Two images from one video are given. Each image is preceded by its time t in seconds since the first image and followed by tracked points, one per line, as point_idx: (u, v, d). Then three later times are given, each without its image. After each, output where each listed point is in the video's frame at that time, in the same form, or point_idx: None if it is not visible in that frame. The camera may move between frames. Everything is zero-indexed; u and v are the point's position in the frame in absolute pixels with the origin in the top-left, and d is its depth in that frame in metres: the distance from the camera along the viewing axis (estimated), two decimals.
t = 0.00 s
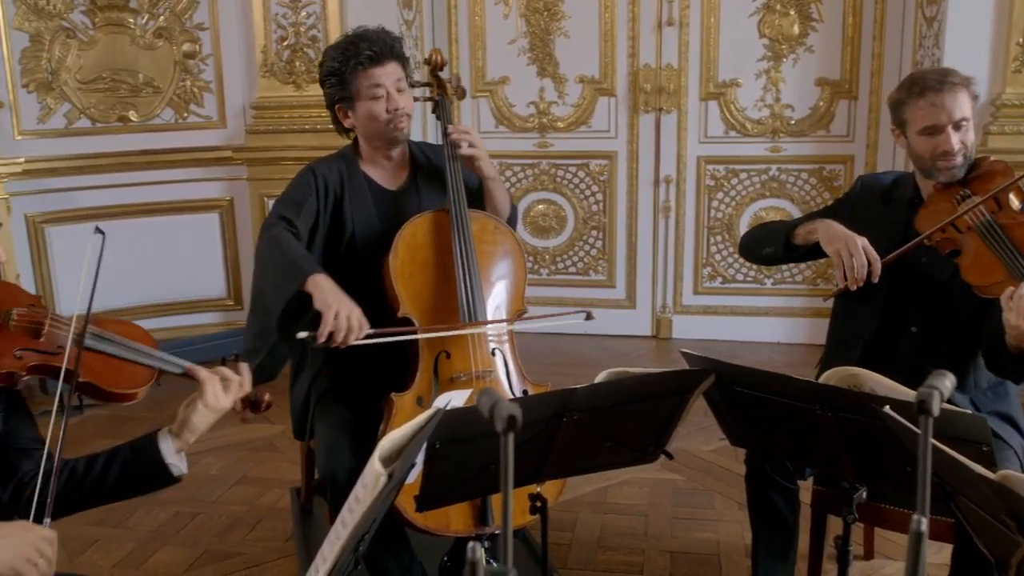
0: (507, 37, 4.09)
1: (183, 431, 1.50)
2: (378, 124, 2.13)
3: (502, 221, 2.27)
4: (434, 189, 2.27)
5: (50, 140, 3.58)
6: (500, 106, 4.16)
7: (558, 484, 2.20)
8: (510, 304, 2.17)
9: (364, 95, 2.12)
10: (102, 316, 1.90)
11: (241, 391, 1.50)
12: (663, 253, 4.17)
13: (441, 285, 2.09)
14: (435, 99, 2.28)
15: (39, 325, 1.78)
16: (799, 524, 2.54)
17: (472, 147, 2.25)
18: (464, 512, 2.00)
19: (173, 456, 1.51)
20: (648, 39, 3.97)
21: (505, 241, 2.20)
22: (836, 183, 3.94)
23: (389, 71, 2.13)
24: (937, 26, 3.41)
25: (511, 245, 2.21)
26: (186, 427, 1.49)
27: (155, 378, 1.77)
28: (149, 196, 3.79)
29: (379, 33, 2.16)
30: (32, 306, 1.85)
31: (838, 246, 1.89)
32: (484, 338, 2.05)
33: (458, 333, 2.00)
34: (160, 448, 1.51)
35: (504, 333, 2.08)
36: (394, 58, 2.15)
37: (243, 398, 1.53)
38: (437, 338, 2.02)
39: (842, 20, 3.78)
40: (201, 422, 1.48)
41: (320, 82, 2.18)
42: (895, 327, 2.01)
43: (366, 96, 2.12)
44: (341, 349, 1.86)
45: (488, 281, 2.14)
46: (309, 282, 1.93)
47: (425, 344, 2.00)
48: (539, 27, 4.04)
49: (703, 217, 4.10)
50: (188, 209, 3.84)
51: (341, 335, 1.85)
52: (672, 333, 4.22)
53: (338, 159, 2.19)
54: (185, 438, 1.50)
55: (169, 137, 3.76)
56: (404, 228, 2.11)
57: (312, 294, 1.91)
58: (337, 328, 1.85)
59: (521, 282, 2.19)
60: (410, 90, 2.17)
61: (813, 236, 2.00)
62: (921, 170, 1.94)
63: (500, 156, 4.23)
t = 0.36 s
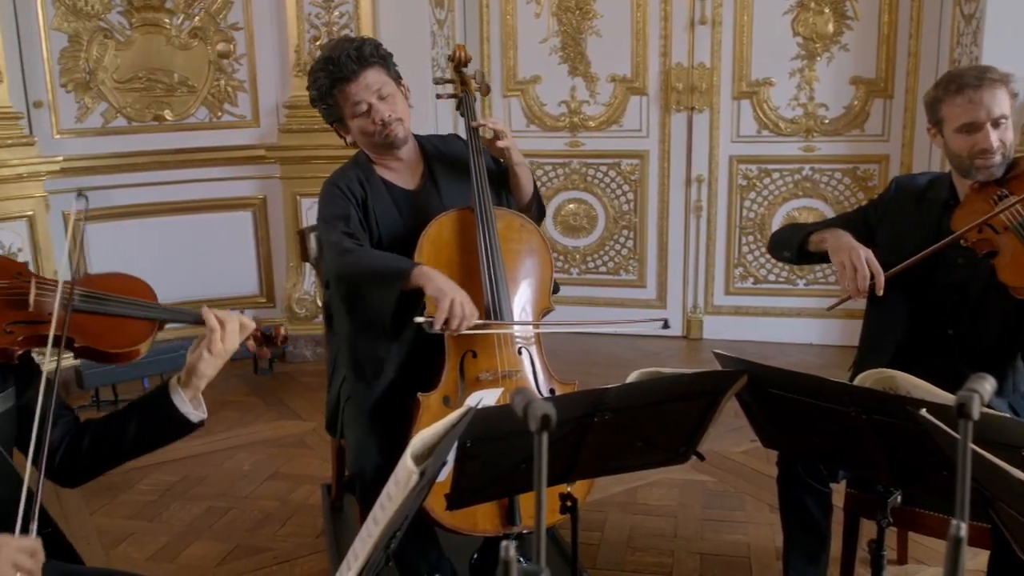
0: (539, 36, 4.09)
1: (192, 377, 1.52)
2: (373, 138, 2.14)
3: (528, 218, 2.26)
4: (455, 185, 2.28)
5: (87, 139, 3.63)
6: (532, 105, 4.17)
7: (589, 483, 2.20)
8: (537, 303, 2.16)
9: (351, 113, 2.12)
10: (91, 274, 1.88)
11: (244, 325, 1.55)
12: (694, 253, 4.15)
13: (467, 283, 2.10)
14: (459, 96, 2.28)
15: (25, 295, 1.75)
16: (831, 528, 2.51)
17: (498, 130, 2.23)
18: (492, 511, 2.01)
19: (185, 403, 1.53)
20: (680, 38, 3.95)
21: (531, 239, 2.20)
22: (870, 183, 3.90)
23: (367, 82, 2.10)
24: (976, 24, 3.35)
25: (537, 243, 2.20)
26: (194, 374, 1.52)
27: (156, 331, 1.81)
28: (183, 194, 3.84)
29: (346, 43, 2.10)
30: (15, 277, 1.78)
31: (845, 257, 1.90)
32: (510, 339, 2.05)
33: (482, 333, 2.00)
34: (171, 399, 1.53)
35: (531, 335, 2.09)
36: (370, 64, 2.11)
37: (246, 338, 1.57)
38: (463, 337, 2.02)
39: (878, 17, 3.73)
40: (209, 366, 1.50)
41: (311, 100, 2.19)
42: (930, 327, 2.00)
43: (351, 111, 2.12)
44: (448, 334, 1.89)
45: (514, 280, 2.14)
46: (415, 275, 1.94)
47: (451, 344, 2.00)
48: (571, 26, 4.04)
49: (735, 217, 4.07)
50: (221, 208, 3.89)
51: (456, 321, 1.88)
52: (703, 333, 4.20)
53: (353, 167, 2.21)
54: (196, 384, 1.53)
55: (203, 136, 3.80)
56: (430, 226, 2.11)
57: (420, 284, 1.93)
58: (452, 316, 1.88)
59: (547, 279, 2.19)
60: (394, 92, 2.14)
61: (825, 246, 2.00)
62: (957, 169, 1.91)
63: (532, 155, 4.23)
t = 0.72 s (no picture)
0: (572, 34, 4.09)
1: (192, 342, 1.56)
2: (403, 139, 2.15)
3: (554, 218, 2.25)
4: (482, 184, 2.27)
5: (125, 137, 3.68)
6: (564, 104, 4.17)
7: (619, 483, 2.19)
8: (564, 302, 2.16)
9: (383, 113, 2.14)
10: (71, 245, 2.21)
11: (238, 281, 1.55)
12: (727, 253, 4.12)
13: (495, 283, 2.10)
14: (486, 96, 2.28)
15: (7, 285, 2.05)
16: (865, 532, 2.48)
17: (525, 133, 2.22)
18: (522, 510, 2.01)
19: (186, 370, 1.57)
20: (714, 36, 3.93)
21: (558, 238, 2.19)
22: (907, 183, 3.84)
23: (402, 84, 2.11)
24: (1018, 21, 3.29)
25: (564, 242, 2.20)
26: (193, 341, 1.55)
27: (139, 302, 2.22)
28: (218, 192, 3.88)
29: (386, 44, 2.12)
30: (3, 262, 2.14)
31: (856, 270, 1.96)
32: (536, 335, 2.05)
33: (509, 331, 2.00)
34: (171, 363, 1.56)
35: (558, 329, 2.08)
36: (407, 66, 2.12)
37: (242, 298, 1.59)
38: (489, 337, 2.02)
39: (916, 15, 3.68)
40: (207, 333, 1.54)
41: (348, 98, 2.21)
42: (972, 329, 1.95)
43: (385, 113, 2.14)
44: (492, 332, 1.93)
45: (541, 279, 2.14)
46: (451, 279, 1.97)
47: (478, 343, 2.01)
48: (604, 25, 4.03)
49: (769, 217, 4.04)
50: (256, 205, 3.93)
51: (500, 320, 1.91)
52: (736, 333, 4.17)
53: (380, 167, 2.22)
54: (195, 350, 1.56)
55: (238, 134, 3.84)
56: (456, 226, 2.12)
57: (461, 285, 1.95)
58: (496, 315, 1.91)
59: (573, 276, 2.19)
60: (429, 97, 2.15)
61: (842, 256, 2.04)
62: (994, 167, 1.88)
63: (564, 154, 4.23)
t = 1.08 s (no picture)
0: (605, 33, 4.08)
1: (269, 379, 1.50)
2: (469, 124, 2.15)
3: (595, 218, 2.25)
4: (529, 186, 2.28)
5: (162, 136, 3.73)
6: (596, 103, 4.16)
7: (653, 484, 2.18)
8: (605, 302, 2.16)
9: (460, 94, 2.14)
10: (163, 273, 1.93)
11: (323, 327, 1.50)
12: (759, 253, 4.09)
13: (536, 281, 2.10)
14: (532, 96, 2.28)
15: (109, 301, 1.65)
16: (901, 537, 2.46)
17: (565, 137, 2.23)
18: (555, 508, 2.01)
19: (258, 403, 1.51)
20: (748, 35, 3.90)
21: (599, 238, 2.19)
22: (944, 183, 3.79)
23: (488, 73, 2.14)
24: None
25: (605, 242, 2.19)
26: (270, 376, 1.50)
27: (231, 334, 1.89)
28: (252, 190, 3.92)
29: (486, 33, 2.16)
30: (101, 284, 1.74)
31: (870, 277, 2.03)
32: (578, 336, 2.05)
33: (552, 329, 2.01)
34: (243, 395, 1.51)
35: (597, 332, 2.08)
36: (497, 58, 2.15)
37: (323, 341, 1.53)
38: (530, 336, 2.03)
39: (955, 13, 3.62)
40: (285, 373, 1.48)
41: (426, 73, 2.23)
42: (1012, 331, 1.92)
43: (462, 95, 2.14)
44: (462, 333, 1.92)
45: (582, 278, 2.14)
46: (433, 262, 1.98)
47: (519, 342, 2.01)
48: (637, 23, 4.01)
49: (803, 217, 4.01)
50: (289, 204, 3.96)
51: (465, 322, 1.90)
52: (768, 334, 4.14)
53: (433, 155, 2.23)
54: (270, 386, 1.51)
55: (273, 133, 3.88)
56: (500, 225, 2.11)
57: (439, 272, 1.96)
58: (463, 316, 1.90)
59: (616, 279, 2.19)
60: (507, 94, 2.18)
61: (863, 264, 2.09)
62: None
63: (596, 153, 4.23)
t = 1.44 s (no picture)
0: (633, 31, 4.07)
1: (329, 413, 1.55)
2: (504, 122, 2.16)
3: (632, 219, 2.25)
4: (568, 190, 2.28)
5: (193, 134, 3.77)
6: (624, 101, 4.15)
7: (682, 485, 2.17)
8: (640, 303, 2.16)
9: (496, 93, 2.15)
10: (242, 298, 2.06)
11: (383, 363, 1.60)
12: (788, 252, 4.06)
13: (573, 280, 2.10)
14: (571, 98, 2.28)
15: (185, 316, 1.85)
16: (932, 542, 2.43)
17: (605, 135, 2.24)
18: (584, 506, 2.01)
19: (316, 433, 1.55)
20: (778, 33, 3.87)
21: (635, 239, 2.19)
22: (977, 183, 3.74)
23: (524, 72, 2.13)
24: None
25: (641, 243, 2.19)
26: (331, 410, 1.55)
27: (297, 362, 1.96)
28: (281, 188, 3.95)
29: (523, 32, 2.15)
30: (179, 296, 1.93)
31: (877, 292, 2.02)
32: (611, 336, 2.05)
33: (586, 326, 2.01)
34: (302, 425, 1.55)
35: (632, 333, 2.08)
36: (534, 56, 2.15)
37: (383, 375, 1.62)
38: (566, 334, 2.02)
39: (990, 10, 3.57)
40: (347, 406, 1.54)
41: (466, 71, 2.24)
42: None
43: (497, 93, 2.15)
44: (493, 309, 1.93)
45: (617, 278, 2.14)
46: (475, 241, 1.98)
47: (554, 341, 2.01)
48: (666, 21, 3.99)
49: (833, 217, 3.97)
50: (318, 202, 3.99)
51: (501, 297, 1.91)
52: (797, 335, 4.11)
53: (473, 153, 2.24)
54: (330, 418, 1.55)
55: (302, 132, 3.90)
56: (538, 223, 2.11)
57: (478, 251, 1.97)
58: (500, 291, 1.92)
59: (651, 281, 2.18)
60: (543, 93, 2.17)
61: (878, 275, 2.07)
62: None
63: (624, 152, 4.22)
